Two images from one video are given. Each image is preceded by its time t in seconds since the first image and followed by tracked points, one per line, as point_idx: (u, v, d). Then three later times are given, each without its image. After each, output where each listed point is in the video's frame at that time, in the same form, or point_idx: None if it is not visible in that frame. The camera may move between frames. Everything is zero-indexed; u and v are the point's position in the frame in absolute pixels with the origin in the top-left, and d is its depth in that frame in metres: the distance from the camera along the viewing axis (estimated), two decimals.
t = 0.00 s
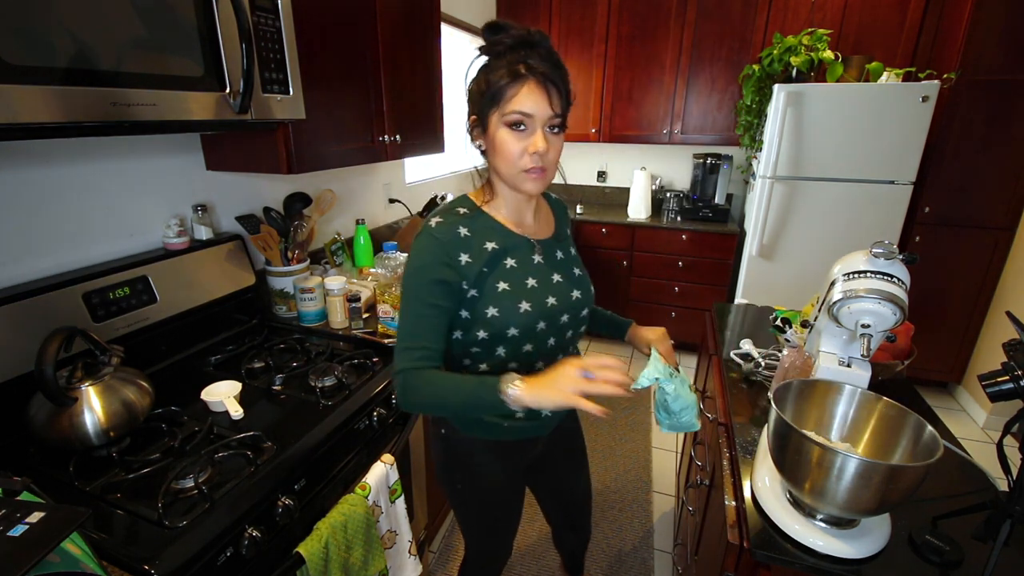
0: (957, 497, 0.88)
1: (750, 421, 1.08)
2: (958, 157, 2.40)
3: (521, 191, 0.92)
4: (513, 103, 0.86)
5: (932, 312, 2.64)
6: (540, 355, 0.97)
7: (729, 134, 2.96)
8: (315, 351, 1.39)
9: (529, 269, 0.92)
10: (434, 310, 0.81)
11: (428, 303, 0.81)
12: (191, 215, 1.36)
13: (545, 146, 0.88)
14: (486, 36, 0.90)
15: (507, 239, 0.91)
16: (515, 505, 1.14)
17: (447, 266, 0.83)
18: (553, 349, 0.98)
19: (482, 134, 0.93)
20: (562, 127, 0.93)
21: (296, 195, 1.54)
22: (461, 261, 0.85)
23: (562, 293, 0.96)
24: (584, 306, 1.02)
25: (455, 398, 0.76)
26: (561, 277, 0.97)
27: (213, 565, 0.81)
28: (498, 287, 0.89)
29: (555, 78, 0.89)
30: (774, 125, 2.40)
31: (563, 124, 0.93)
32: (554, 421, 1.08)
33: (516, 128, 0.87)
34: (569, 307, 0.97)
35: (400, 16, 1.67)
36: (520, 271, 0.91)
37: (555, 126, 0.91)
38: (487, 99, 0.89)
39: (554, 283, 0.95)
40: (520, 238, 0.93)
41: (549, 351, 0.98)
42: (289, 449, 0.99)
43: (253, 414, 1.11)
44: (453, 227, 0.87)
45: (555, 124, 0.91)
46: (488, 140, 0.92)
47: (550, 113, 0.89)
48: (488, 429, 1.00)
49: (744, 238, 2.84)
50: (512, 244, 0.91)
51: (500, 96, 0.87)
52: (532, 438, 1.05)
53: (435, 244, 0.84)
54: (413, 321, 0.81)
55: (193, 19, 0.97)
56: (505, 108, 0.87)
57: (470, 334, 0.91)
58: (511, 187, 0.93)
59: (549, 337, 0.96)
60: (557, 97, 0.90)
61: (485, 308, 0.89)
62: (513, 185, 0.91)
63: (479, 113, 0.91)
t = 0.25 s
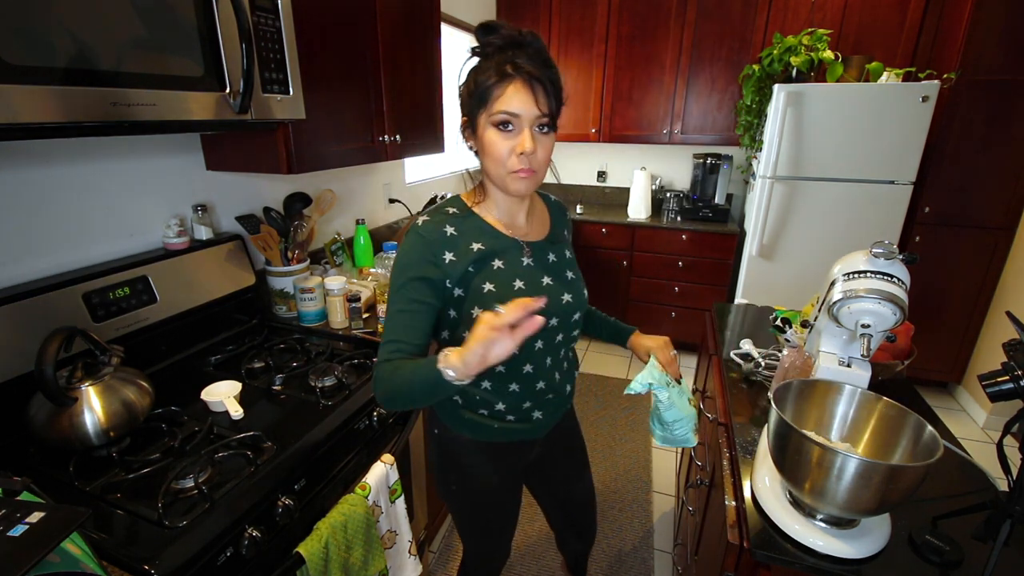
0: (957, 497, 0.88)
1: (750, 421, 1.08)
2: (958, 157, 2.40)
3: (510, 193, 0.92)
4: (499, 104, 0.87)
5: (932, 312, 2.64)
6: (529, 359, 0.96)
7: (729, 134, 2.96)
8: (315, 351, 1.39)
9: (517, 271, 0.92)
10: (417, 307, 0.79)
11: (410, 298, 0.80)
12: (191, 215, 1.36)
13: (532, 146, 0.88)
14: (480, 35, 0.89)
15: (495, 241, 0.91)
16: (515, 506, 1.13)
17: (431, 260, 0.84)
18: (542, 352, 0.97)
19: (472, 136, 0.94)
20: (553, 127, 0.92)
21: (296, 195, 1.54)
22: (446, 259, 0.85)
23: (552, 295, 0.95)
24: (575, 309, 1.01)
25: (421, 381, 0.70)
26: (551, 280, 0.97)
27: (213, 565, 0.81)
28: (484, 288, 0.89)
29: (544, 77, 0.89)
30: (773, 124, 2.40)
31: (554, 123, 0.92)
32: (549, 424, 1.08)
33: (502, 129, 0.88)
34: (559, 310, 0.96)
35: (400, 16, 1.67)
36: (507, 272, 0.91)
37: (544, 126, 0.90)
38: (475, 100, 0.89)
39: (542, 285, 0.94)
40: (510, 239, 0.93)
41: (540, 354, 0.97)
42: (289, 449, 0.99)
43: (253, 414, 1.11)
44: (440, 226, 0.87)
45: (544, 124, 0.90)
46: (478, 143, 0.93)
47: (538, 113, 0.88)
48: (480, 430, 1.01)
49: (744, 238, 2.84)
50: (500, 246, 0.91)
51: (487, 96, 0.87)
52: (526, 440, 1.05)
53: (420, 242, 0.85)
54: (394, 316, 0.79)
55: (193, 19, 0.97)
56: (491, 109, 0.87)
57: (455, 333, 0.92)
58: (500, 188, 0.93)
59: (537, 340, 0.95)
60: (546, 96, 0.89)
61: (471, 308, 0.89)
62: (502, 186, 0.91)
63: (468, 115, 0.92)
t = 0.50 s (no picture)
0: (957, 497, 0.88)
1: (750, 421, 1.08)
2: (958, 157, 2.40)
3: (504, 200, 0.93)
4: (493, 113, 0.86)
5: (932, 312, 2.64)
6: (528, 360, 0.96)
7: (729, 134, 2.96)
8: (315, 351, 1.39)
9: (513, 271, 0.92)
10: (414, 305, 0.79)
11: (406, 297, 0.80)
12: (191, 215, 1.36)
13: (526, 155, 0.88)
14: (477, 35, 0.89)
15: (490, 241, 0.91)
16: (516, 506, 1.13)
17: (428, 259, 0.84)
18: (541, 354, 0.97)
19: (467, 140, 0.94)
20: (549, 134, 0.92)
21: (296, 195, 1.54)
22: (441, 258, 0.86)
23: (549, 296, 0.95)
24: (572, 310, 1.01)
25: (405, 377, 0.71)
26: (547, 280, 0.97)
27: (213, 565, 0.81)
28: (480, 288, 0.89)
29: (538, 83, 0.88)
30: (773, 124, 2.40)
31: (549, 131, 0.92)
32: (550, 426, 1.08)
33: (496, 137, 0.88)
34: (556, 310, 0.96)
35: (400, 16, 1.67)
36: (503, 273, 0.91)
37: (539, 134, 0.90)
38: (469, 106, 0.89)
39: (538, 285, 0.94)
40: (505, 240, 0.93)
41: (538, 355, 0.97)
42: (290, 449, 0.99)
43: (253, 414, 1.11)
44: (435, 225, 0.88)
45: (539, 132, 0.90)
46: (473, 147, 0.93)
47: (533, 122, 0.88)
48: (480, 433, 1.01)
49: (744, 238, 2.84)
50: (495, 246, 0.91)
51: (481, 103, 0.87)
52: (527, 442, 1.05)
53: (416, 241, 0.86)
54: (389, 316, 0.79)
55: (192, 19, 0.97)
56: (486, 117, 0.87)
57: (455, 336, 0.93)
58: (495, 195, 0.93)
59: (535, 340, 0.95)
60: (542, 104, 0.89)
61: (468, 309, 0.90)
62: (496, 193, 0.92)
63: (463, 119, 0.92)
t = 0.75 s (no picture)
0: (957, 497, 0.88)
1: (750, 421, 1.08)
2: (958, 157, 2.40)
3: (506, 199, 0.93)
4: (493, 110, 0.86)
5: (932, 312, 2.64)
6: (532, 363, 0.97)
7: (729, 134, 2.96)
8: (315, 351, 1.39)
9: (517, 275, 0.92)
10: (420, 312, 0.80)
11: (412, 304, 0.80)
12: (191, 215, 1.36)
13: (527, 151, 0.88)
14: (477, 34, 0.89)
15: (494, 244, 0.91)
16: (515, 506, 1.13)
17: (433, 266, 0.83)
18: (544, 357, 0.98)
19: (467, 138, 0.94)
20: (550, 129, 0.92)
21: (296, 195, 1.54)
22: (446, 263, 0.85)
23: (552, 299, 0.96)
24: (573, 312, 1.01)
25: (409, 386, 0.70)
26: (549, 283, 0.97)
27: (213, 565, 0.81)
28: (485, 293, 0.89)
29: (538, 78, 0.88)
30: (774, 124, 2.40)
31: (549, 125, 0.92)
32: (551, 426, 1.09)
33: (497, 134, 0.88)
34: (559, 313, 0.97)
35: (400, 15, 1.67)
36: (508, 277, 0.91)
37: (539, 129, 0.90)
38: (470, 103, 0.89)
39: (541, 289, 0.94)
40: (508, 243, 0.93)
41: (541, 358, 0.97)
42: (289, 449, 0.99)
43: (253, 414, 1.11)
44: (438, 228, 0.87)
45: (539, 128, 0.90)
46: (473, 146, 0.93)
47: (533, 117, 0.88)
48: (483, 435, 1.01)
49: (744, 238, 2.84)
50: (499, 250, 0.91)
51: (481, 101, 0.87)
52: (528, 443, 1.05)
53: (420, 245, 0.84)
54: (396, 324, 0.79)
55: (193, 19, 0.97)
56: (486, 114, 0.87)
57: (459, 342, 0.92)
58: (496, 193, 0.93)
59: (539, 344, 0.96)
60: (542, 98, 0.89)
61: (473, 314, 0.89)
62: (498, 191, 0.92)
63: (464, 117, 0.92)
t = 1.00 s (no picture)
0: (957, 497, 0.88)
1: (750, 421, 1.08)
2: (958, 157, 2.40)
3: (510, 204, 0.93)
4: (501, 111, 0.86)
5: (932, 312, 2.64)
6: (534, 365, 0.97)
7: (729, 134, 2.96)
8: (315, 352, 1.39)
9: (521, 277, 0.92)
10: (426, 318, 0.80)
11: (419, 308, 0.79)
12: (191, 215, 1.36)
13: (533, 156, 0.88)
14: (489, 34, 0.89)
15: (498, 246, 0.91)
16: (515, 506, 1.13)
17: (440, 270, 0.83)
18: (546, 358, 0.98)
19: (474, 139, 0.94)
20: (557, 134, 0.92)
21: (296, 195, 1.54)
22: (452, 265, 0.84)
23: (554, 301, 0.96)
24: (574, 313, 1.02)
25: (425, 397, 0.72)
26: (552, 284, 0.97)
27: (213, 565, 0.81)
28: (490, 295, 0.89)
29: (548, 83, 0.88)
30: (774, 124, 2.40)
31: (557, 130, 0.91)
32: (551, 425, 1.09)
33: (504, 136, 0.87)
34: (561, 315, 0.97)
35: (400, 15, 1.67)
36: (512, 279, 0.91)
37: (547, 134, 0.89)
38: (478, 104, 0.89)
39: (545, 290, 0.95)
40: (512, 245, 0.93)
41: (544, 359, 0.98)
42: (289, 449, 0.99)
43: (253, 414, 1.11)
44: (444, 230, 0.86)
45: (547, 132, 0.89)
46: (479, 147, 0.93)
47: (542, 121, 0.88)
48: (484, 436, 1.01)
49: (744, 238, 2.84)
50: (503, 251, 0.91)
51: (490, 102, 0.87)
52: (528, 444, 1.05)
53: (426, 248, 0.83)
54: (403, 330, 0.79)
55: (192, 19, 0.97)
56: (494, 116, 0.87)
57: (463, 344, 0.90)
58: (500, 196, 0.93)
59: (542, 345, 0.96)
60: (551, 103, 0.88)
61: (478, 316, 0.89)
62: (502, 193, 0.91)
63: (472, 118, 0.92)
